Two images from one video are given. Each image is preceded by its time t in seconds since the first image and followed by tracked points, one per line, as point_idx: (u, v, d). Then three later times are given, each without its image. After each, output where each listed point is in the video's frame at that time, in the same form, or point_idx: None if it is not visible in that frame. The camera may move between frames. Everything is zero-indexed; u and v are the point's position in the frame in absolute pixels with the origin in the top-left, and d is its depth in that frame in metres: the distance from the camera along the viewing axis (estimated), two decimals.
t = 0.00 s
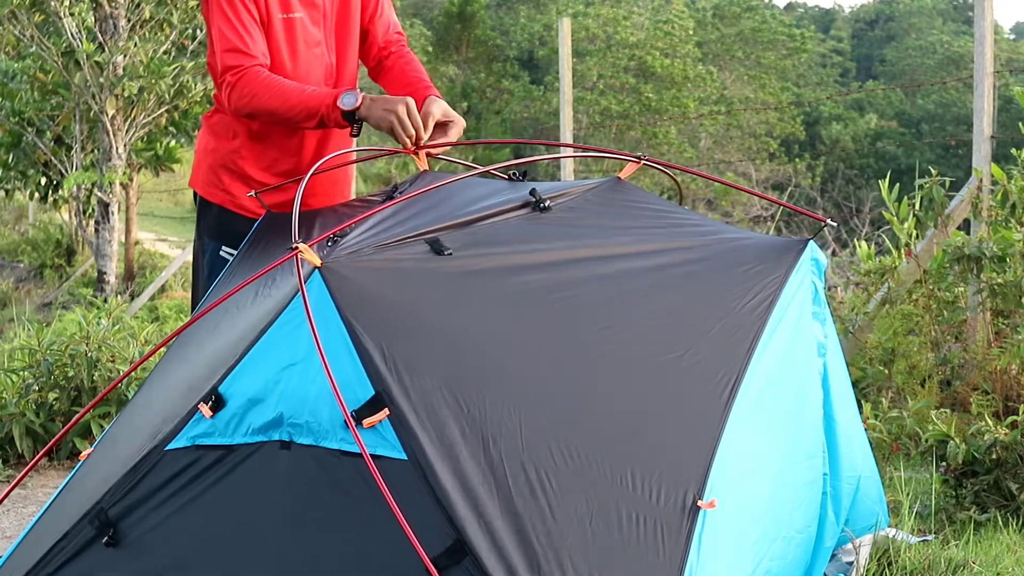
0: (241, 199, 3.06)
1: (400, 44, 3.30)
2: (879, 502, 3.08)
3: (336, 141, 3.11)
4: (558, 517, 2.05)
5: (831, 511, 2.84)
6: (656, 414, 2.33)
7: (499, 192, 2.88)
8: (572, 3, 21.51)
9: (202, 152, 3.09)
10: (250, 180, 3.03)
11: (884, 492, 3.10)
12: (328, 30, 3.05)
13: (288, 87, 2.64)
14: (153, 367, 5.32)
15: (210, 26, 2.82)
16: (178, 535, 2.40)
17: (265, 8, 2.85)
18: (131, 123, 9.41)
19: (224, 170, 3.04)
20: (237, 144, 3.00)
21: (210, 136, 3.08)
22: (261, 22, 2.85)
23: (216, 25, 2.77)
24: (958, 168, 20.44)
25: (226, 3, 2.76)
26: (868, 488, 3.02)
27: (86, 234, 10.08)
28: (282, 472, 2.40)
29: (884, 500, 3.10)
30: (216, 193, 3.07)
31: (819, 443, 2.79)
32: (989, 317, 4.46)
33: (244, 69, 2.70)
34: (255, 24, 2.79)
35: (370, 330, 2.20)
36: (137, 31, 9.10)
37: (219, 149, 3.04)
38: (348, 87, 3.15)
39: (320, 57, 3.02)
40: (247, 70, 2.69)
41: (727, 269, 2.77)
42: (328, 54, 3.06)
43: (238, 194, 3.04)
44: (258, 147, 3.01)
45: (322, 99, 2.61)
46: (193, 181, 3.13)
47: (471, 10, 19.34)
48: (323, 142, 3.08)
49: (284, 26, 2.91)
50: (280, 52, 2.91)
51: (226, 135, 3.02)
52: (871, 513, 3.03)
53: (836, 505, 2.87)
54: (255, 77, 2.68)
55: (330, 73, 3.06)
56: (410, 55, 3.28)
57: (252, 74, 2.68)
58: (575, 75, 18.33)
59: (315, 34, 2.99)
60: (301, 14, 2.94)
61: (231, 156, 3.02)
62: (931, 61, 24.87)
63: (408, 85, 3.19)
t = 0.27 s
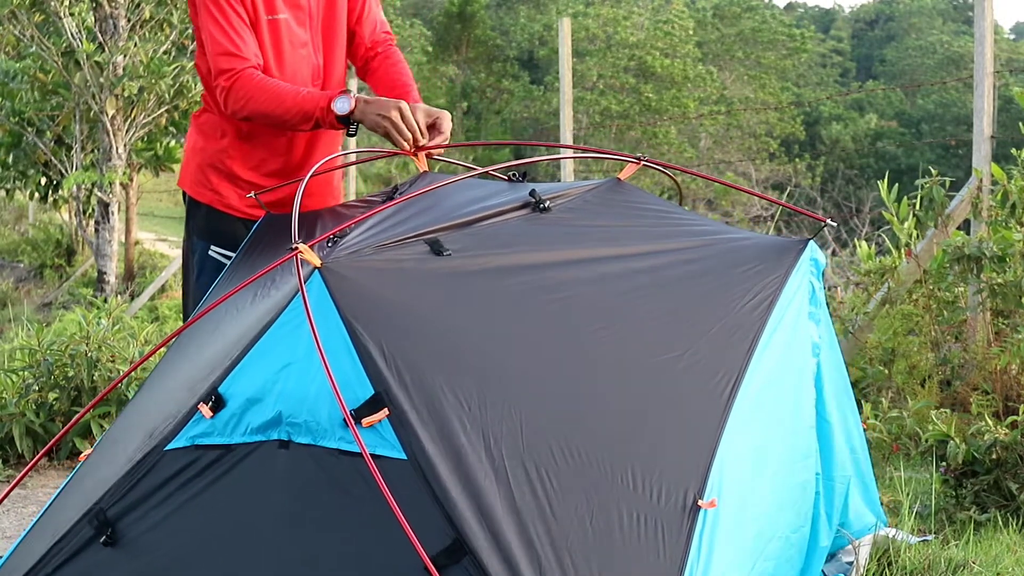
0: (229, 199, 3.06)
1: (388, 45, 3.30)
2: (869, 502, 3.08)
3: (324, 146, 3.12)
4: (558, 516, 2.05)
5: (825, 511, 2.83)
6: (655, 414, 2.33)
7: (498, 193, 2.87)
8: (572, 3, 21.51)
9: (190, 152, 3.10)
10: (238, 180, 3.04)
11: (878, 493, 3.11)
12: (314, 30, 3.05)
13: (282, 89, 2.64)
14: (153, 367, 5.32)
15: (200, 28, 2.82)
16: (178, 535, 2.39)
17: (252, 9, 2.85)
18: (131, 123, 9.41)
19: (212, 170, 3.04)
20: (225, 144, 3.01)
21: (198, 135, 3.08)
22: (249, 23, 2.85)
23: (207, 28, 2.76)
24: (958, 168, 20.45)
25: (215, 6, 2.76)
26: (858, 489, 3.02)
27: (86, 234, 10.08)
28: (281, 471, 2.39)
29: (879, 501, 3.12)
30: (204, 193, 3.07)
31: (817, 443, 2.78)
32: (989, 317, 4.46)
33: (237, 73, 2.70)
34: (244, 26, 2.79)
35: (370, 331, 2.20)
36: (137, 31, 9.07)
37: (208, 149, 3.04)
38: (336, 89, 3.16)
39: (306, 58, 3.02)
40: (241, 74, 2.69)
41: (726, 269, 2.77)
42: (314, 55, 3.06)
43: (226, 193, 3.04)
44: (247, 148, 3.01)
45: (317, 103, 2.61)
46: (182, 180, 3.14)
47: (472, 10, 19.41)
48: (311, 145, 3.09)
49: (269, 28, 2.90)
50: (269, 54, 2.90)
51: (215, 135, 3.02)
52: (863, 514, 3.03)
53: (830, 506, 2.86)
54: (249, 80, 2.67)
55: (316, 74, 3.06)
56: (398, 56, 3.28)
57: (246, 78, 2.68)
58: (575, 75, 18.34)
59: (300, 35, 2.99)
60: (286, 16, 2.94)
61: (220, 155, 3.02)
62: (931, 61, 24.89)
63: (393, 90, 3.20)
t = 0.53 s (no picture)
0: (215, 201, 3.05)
1: (369, 46, 3.31)
2: (871, 502, 3.07)
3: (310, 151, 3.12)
4: (554, 517, 2.05)
5: (823, 510, 2.82)
6: (652, 412, 2.33)
7: (493, 195, 2.87)
8: (572, 3, 21.51)
9: (175, 153, 3.09)
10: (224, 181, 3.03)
11: (878, 491, 3.10)
12: (299, 30, 3.04)
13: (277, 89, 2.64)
14: (153, 367, 5.32)
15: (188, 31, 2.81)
16: (175, 538, 2.38)
17: (239, 10, 2.84)
18: (131, 123, 9.41)
19: (198, 171, 3.04)
20: (212, 145, 3.01)
21: (183, 137, 3.08)
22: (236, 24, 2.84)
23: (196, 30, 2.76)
24: (958, 168, 20.45)
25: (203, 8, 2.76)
26: (858, 488, 3.02)
27: (86, 234, 10.08)
28: (278, 473, 2.40)
29: (879, 500, 3.11)
30: (191, 194, 3.06)
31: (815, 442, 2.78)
32: (989, 317, 4.47)
33: (231, 75, 2.70)
34: (232, 29, 2.77)
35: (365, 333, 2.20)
36: (137, 31, 9.05)
37: (193, 150, 3.04)
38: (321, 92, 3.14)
39: (290, 60, 3.00)
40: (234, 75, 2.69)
41: (723, 269, 2.77)
42: (298, 57, 3.04)
43: (212, 194, 3.04)
44: (234, 149, 3.01)
45: (312, 101, 2.61)
46: (166, 182, 3.13)
47: (471, 10, 19.44)
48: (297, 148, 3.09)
49: (256, 29, 2.89)
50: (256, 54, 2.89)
51: (200, 136, 3.03)
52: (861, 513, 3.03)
53: (828, 505, 2.86)
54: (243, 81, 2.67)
55: (302, 74, 3.06)
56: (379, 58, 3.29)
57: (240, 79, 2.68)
58: (575, 75, 18.35)
59: (284, 37, 2.98)
60: (270, 17, 2.92)
61: (207, 156, 3.02)
62: (931, 61, 24.89)
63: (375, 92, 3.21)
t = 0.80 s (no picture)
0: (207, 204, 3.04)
1: (356, 50, 3.31)
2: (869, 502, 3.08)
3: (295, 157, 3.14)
4: (553, 519, 2.05)
5: (822, 511, 2.82)
6: (651, 414, 2.33)
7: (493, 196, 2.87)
8: (572, 3, 21.51)
9: (162, 153, 3.07)
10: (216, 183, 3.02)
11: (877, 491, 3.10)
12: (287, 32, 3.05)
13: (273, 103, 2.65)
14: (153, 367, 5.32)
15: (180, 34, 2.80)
16: (174, 537, 2.41)
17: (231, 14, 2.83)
18: (131, 123, 9.41)
19: (188, 171, 3.02)
20: (203, 145, 3.00)
21: (172, 137, 3.06)
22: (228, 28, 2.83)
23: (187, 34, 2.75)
24: (958, 168, 20.45)
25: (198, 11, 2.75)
26: (858, 489, 3.02)
27: (86, 234, 10.08)
28: (277, 474, 2.43)
29: (877, 500, 3.12)
30: (181, 195, 3.04)
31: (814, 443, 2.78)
32: (989, 317, 4.47)
33: (223, 82, 2.69)
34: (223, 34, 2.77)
35: (365, 334, 2.20)
36: (138, 32, 9.02)
37: (183, 150, 3.02)
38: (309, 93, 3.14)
39: (279, 61, 2.99)
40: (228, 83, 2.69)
41: (721, 270, 2.77)
42: (286, 58, 3.04)
43: (203, 195, 3.02)
44: (226, 150, 3.01)
45: (304, 116, 2.60)
46: (153, 181, 3.11)
47: (471, 10, 19.43)
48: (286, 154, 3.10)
49: (247, 32, 2.88)
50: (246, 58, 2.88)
51: (189, 138, 3.01)
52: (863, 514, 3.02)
53: (828, 507, 2.86)
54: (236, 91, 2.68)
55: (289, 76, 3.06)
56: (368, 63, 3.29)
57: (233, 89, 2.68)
58: (575, 75, 18.36)
59: (273, 38, 2.97)
60: (260, 20, 2.92)
61: (195, 158, 3.01)
62: (931, 61, 24.89)
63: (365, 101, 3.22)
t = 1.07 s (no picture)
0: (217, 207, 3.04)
1: (338, 51, 3.32)
2: (864, 499, 3.10)
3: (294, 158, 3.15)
4: (554, 521, 2.05)
5: (820, 511, 2.82)
6: (652, 415, 2.33)
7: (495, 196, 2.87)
8: (572, 3, 21.51)
9: (167, 156, 3.06)
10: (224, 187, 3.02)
11: (874, 490, 3.12)
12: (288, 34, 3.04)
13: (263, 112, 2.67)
14: (153, 367, 5.32)
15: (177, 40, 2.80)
16: (177, 537, 2.41)
17: (233, 19, 2.83)
18: (131, 123, 9.41)
19: (194, 174, 3.01)
20: (208, 148, 2.99)
21: (176, 139, 3.05)
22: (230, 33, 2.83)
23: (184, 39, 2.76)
24: (958, 168, 20.46)
25: (199, 17, 2.75)
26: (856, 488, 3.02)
27: (86, 234, 10.08)
28: (280, 474, 2.43)
29: (873, 499, 3.13)
30: (187, 198, 3.03)
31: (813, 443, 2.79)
32: (989, 317, 4.47)
33: (215, 88, 2.71)
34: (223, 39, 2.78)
35: (367, 335, 2.20)
36: (137, 31, 9.02)
37: (188, 153, 3.01)
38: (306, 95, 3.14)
39: (279, 64, 2.99)
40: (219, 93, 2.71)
41: (724, 271, 2.77)
42: (285, 60, 3.03)
43: (211, 198, 3.01)
44: (231, 153, 3.01)
45: (293, 119, 2.62)
46: (160, 184, 3.10)
47: (471, 10, 19.44)
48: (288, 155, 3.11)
49: (249, 36, 2.88)
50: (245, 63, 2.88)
51: (196, 139, 3.00)
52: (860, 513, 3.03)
53: (825, 507, 2.87)
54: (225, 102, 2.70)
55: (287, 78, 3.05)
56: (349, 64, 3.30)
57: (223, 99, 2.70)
58: (575, 75, 18.36)
59: (275, 40, 2.97)
60: (265, 24, 2.91)
61: (201, 161, 3.00)
62: (931, 61, 24.89)
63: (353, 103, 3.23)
